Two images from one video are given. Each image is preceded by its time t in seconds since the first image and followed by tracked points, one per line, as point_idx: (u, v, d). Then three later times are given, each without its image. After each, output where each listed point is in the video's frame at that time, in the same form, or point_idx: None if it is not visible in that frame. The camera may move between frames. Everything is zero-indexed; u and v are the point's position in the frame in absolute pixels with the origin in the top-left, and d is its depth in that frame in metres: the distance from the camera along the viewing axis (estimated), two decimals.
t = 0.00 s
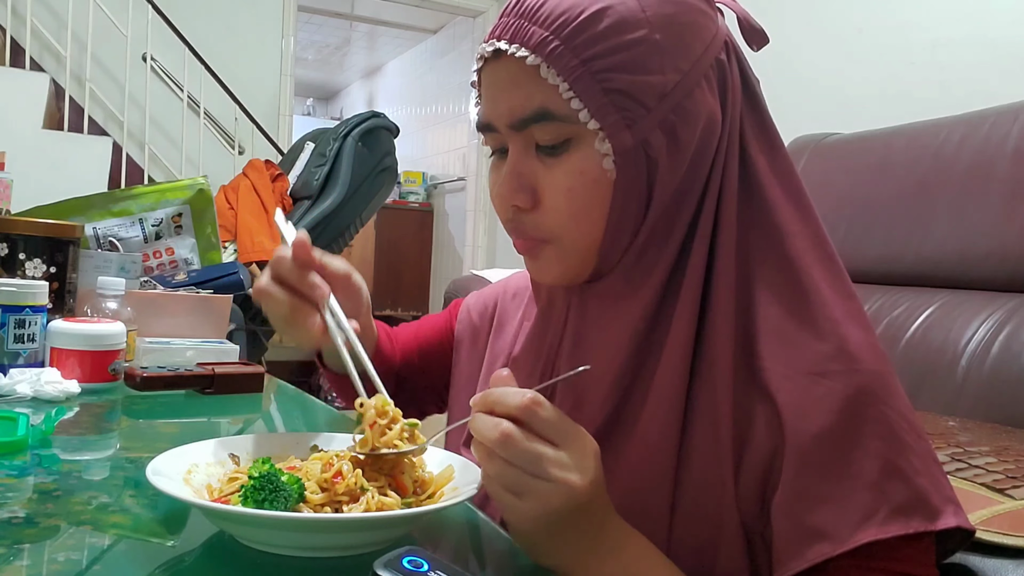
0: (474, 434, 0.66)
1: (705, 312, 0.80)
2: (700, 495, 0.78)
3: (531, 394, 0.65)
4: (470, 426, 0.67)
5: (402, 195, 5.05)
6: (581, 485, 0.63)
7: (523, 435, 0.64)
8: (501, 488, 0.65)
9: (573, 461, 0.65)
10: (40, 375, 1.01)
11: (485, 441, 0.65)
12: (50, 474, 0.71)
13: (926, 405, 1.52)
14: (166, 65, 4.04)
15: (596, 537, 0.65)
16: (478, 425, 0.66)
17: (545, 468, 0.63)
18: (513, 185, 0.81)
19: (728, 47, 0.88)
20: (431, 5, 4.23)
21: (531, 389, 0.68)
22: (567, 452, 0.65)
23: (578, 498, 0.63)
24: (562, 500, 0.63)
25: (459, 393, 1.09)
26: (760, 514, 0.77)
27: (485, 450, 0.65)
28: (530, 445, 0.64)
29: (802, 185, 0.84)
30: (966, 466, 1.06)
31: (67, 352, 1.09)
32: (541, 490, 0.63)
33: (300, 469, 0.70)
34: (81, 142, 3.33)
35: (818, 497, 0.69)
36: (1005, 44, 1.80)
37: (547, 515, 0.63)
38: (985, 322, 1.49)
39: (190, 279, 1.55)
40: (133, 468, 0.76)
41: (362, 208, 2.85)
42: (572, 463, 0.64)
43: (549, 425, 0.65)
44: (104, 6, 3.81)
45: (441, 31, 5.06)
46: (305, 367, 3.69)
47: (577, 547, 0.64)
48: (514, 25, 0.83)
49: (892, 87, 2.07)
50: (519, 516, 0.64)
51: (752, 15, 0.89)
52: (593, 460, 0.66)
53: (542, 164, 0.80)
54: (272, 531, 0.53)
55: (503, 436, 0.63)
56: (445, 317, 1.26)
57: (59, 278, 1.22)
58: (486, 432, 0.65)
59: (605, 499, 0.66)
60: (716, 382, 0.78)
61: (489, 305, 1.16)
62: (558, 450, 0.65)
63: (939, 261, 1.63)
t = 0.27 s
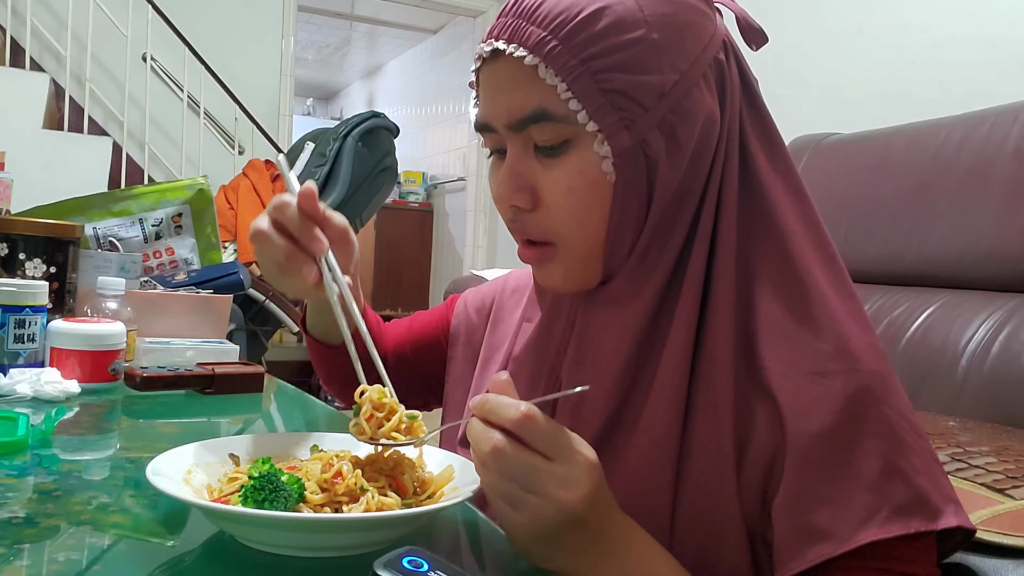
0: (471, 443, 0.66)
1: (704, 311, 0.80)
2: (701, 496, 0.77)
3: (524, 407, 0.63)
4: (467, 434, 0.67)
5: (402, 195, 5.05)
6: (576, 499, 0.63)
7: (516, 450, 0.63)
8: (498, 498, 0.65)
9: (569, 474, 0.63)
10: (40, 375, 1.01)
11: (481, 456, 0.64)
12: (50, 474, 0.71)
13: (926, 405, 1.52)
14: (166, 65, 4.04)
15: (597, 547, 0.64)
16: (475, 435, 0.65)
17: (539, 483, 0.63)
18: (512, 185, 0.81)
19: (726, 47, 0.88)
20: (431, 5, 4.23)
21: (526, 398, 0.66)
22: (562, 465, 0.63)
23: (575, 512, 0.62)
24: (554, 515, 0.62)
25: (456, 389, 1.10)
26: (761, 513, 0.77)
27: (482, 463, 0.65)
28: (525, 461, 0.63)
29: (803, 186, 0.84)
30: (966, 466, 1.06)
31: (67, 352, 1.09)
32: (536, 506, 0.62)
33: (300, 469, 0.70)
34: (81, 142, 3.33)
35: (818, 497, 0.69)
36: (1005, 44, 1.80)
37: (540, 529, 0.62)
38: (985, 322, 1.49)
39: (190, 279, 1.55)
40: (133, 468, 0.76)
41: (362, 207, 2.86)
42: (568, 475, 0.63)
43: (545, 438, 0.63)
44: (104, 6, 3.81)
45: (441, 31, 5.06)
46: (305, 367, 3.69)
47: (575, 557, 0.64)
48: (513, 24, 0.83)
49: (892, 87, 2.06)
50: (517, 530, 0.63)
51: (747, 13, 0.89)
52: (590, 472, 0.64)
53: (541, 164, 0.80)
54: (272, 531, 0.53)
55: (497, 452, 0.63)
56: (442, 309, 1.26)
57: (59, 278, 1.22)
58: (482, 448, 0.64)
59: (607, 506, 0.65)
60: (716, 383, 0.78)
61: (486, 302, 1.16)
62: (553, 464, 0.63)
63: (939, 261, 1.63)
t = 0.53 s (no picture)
0: (467, 447, 0.65)
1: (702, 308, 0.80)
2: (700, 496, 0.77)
3: (517, 413, 0.63)
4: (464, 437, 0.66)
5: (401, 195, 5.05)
6: (572, 505, 0.62)
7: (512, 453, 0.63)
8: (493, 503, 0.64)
9: (566, 479, 0.63)
10: (40, 375, 1.01)
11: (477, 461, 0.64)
12: (50, 474, 0.71)
13: (926, 405, 1.52)
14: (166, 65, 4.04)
15: (598, 553, 0.63)
16: (471, 438, 0.65)
17: (535, 489, 0.62)
18: (507, 187, 0.80)
19: (719, 47, 0.88)
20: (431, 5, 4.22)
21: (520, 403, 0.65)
22: (558, 470, 0.63)
23: (572, 518, 0.62)
24: (550, 523, 0.62)
25: (455, 391, 1.10)
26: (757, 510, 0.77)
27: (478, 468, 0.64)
28: (519, 467, 0.62)
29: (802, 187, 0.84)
30: (966, 466, 1.06)
31: (67, 352, 1.09)
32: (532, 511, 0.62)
33: (301, 469, 0.70)
34: (81, 142, 3.33)
35: (815, 494, 0.69)
36: (1005, 44, 1.80)
37: (536, 536, 0.62)
38: (985, 322, 1.49)
39: (190, 279, 1.55)
40: (132, 468, 0.76)
41: (363, 207, 2.85)
42: (564, 479, 0.63)
43: (540, 443, 0.63)
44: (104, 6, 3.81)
45: (441, 31, 5.06)
46: (305, 367, 3.69)
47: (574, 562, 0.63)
48: (507, 25, 0.83)
49: (892, 87, 2.06)
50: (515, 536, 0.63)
51: (742, 16, 0.89)
52: (587, 477, 0.63)
53: (535, 165, 0.80)
54: (271, 531, 0.53)
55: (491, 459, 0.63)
56: (441, 314, 1.26)
57: (59, 278, 1.22)
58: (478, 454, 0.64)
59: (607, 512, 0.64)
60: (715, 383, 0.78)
61: (484, 305, 1.16)
62: (549, 468, 0.63)
63: (939, 261, 1.63)
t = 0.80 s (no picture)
0: (468, 418, 0.64)
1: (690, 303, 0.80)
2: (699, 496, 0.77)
3: (520, 392, 0.60)
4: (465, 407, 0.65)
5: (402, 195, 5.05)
6: (570, 485, 0.61)
7: (510, 433, 0.61)
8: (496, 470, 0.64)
9: (565, 459, 0.61)
10: (40, 375, 1.01)
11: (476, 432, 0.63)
12: (50, 474, 0.71)
13: (926, 406, 1.52)
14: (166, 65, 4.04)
15: (594, 524, 0.64)
16: (471, 412, 0.63)
17: (533, 465, 0.62)
18: (496, 186, 0.80)
19: (707, 51, 0.88)
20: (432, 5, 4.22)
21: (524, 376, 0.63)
22: (558, 449, 0.62)
23: (569, 495, 0.62)
24: (550, 497, 0.62)
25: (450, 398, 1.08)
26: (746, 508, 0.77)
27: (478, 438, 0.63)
28: (518, 444, 0.61)
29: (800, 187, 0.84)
30: (966, 466, 1.06)
31: (67, 352, 1.09)
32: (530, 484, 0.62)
33: (301, 469, 0.70)
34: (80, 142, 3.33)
35: (803, 487, 0.69)
36: (1005, 44, 1.80)
37: (536, 506, 0.63)
38: (985, 322, 1.49)
39: (190, 279, 1.55)
40: (132, 468, 0.76)
41: (362, 209, 2.86)
42: (564, 458, 0.61)
43: (542, 421, 0.61)
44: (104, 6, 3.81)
45: (442, 31, 5.06)
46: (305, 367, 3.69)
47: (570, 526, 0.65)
48: (498, 25, 0.82)
49: (892, 87, 2.06)
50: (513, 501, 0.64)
51: (725, 18, 0.89)
52: (588, 458, 0.62)
53: (525, 164, 0.79)
54: (271, 531, 0.53)
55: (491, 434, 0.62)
56: (437, 329, 1.27)
57: (59, 278, 1.22)
58: (477, 425, 0.63)
59: (607, 490, 0.64)
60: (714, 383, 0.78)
61: (477, 314, 1.16)
62: (550, 445, 0.62)
63: (939, 261, 1.63)
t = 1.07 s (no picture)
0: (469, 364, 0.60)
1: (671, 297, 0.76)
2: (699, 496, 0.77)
3: (518, 341, 0.55)
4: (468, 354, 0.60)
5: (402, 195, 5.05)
6: (567, 445, 0.56)
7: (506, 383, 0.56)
8: (494, 425, 0.60)
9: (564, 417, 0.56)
10: (40, 375, 1.02)
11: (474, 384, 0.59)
12: (50, 475, 0.71)
13: (926, 406, 1.52)
14: (166, 65, 4.04)
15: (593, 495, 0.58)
16: (472, 357, 0.59)
17: (532, 422, 0.56)
18: (478, 190, 0.74)
19: (687, 57, 0.86)
20: (432, 6, 4.23)
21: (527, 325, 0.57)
22: (558, 405, 0.56)
23: (566, 455, 0.56)
24: (543, 455, 0.57)
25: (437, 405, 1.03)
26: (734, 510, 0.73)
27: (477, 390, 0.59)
28: (516, 399, 0.56)
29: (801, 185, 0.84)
30: (966, 466, 1.06)
31: (67, 352, 1.09)
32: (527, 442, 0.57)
33: (300, 469, 0.70)
34: (80, 142, 3.33)
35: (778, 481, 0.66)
36: (1005, 44, 1.80)
37: (530, 464, 0.58)
38: (985, 322, 1.49)
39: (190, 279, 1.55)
40: (132, 468, 0.76)
41: (362, 209, 2.86)
42: (564, 415, 0.56)
43: (541, 376, 0.56)
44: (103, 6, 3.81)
45: (442, 31, 5.06)
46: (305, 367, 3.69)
47: (567, 498, 0.59)
48: (480, 27, 0.79)
49: (892, 87, 2.06)
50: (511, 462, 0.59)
51: (703, 25, 0.87)
52: (587, 418, 0.56)
53: (508, 169, 0.74)
54: (271, 532, 0.53)
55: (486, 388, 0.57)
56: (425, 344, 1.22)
57: (59, 277, 1.22)
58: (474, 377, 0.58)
59: (606, 455, 0.58)
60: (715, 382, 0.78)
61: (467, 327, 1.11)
62: (549, 401, 0.56)
63: (939, 260, 1.62)
